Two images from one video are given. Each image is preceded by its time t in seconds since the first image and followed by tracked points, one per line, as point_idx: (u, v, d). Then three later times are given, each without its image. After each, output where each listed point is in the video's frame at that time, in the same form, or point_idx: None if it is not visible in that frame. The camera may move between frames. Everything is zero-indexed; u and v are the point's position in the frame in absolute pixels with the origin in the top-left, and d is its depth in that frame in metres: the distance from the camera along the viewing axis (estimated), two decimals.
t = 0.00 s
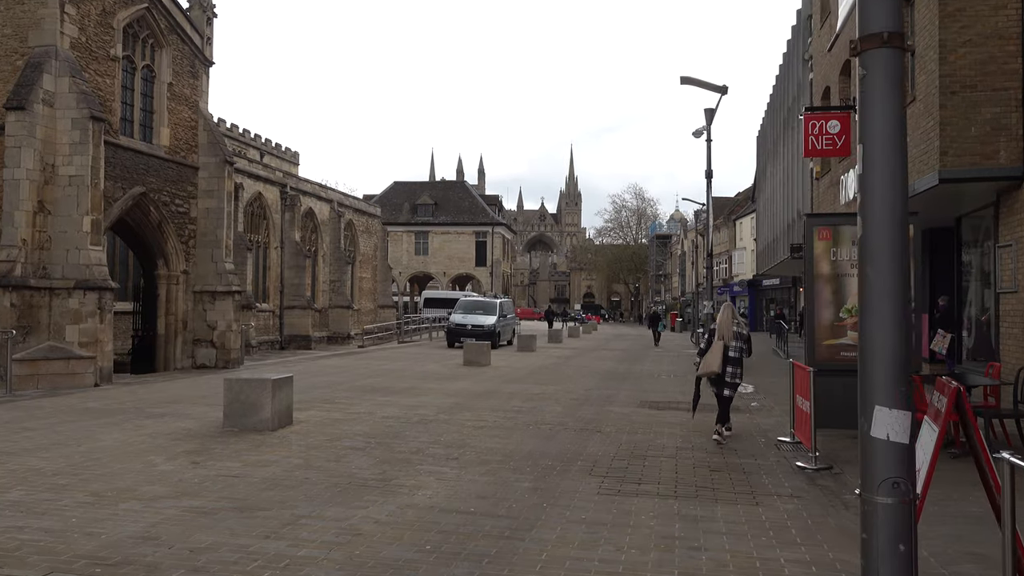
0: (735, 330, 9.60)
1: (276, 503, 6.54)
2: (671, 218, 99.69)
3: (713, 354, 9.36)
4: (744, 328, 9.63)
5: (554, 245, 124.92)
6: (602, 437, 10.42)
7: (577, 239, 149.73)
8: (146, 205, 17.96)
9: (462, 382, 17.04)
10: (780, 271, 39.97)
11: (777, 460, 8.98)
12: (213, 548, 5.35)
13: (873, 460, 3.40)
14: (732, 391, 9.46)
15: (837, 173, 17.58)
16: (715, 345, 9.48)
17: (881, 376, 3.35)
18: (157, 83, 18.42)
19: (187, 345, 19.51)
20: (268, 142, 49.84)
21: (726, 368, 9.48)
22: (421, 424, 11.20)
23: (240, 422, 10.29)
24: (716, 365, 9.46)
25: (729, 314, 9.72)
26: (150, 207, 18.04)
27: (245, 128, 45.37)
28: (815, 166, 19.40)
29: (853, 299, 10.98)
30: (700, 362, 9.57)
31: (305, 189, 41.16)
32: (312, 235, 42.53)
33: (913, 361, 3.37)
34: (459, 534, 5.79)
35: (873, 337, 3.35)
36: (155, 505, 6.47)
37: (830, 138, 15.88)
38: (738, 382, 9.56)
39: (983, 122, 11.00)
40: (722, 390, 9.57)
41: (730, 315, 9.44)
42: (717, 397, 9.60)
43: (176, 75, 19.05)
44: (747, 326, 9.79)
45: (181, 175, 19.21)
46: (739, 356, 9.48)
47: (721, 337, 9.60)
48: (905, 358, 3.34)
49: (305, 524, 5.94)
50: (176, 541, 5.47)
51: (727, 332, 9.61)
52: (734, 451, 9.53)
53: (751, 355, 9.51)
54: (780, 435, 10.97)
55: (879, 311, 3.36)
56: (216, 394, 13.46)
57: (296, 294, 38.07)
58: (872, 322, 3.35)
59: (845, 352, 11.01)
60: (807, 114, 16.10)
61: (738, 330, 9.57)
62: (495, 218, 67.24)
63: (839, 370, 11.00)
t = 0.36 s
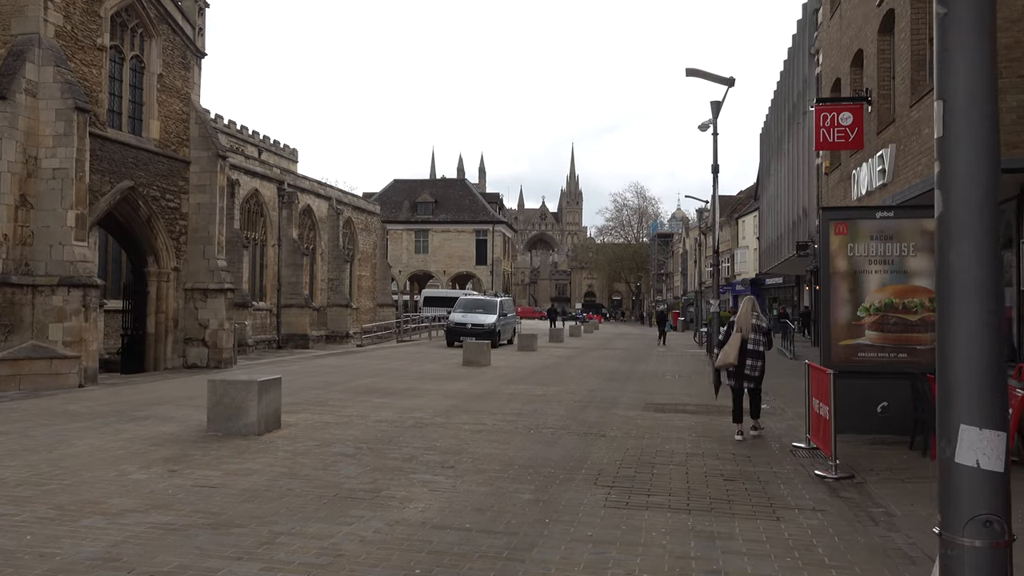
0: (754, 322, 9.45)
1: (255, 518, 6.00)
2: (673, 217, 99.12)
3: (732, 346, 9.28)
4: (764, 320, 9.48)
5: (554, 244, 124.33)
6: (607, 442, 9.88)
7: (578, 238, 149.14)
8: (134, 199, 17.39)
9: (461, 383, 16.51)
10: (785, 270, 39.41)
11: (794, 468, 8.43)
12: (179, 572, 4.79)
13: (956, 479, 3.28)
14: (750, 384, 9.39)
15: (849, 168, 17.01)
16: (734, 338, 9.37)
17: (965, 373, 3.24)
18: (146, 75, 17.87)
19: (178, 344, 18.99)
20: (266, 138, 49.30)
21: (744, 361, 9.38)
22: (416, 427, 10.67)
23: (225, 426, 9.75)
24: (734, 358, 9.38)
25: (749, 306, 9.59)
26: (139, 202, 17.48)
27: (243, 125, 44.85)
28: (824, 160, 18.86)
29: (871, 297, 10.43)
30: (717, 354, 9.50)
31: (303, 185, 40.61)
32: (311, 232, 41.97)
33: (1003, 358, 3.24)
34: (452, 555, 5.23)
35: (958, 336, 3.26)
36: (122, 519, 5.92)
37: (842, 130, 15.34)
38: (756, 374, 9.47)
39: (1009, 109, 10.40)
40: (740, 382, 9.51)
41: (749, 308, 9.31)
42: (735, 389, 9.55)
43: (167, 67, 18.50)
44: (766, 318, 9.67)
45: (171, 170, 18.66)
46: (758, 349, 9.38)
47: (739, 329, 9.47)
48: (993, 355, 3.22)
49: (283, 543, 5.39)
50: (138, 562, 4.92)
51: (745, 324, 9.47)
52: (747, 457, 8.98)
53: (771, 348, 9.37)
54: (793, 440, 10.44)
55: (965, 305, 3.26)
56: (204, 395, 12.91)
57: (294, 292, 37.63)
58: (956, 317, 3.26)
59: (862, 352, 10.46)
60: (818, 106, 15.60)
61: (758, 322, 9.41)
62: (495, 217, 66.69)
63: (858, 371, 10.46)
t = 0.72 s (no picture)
0: (775, 320, 9.41)
1: (221, 536, 5.46)
2: (673, 214, 98.55)
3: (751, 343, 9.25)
4: (785, 319, 9.43)
5: (554, 241, 123.72)
6: (608, 447, 9.32)
7: (578, 236, 148.56)
8: (119, 193, 16.83)
9: (456, 383, 15.96)
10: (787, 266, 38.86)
11: (808, 474, 7.87)
12: None
13: None
14: (770, 382, 9.29)
15: (857, 160, 16.46)
16: (754, 335, 9.36)
17: None
18: (132, 66, 17.32)
19: (166, 343, 18.46)
20: (262, 135, 48.71)
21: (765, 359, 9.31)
22: (406, 431, 10.12)
23: (203, 430, 9.22)
24: (755, 355, 9.34)
25: (770, 305, 9.60)
26: (124, 196, 16.92)
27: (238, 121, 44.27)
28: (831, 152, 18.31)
29: (886, 292, 9.89)
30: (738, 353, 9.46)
31: (299, 182, 40.05)
32: (306, 229, 41.37)
33: None
34: None
35: None
36: (75, 538, 5.38)
37: (851, 120, 14.81)
38: (778, 373, 9.37)
39: None
40: (762, 381, 9.43)
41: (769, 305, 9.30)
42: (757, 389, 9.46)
43: (153, 57, 17.93)
44: (789, 317, 9.63)
45: (158, 164, 18.10)
46: (779, 347, 9.29)
47: (760, 327, 9.45)
48: None
49: (248, 566, 4.86)
50: None
51: (766, 323, 9.44)
52: (758, 463, 8.43)
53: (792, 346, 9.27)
54: (804, 442, 9.90)
55: None
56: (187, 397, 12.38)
57: (289, 290, 37.10)
58: None
59: (877, 351, 9.89)
60: (826, 95, 15.06)
61: (779, 320, 9.37)
62: (494, 214, 66.12)
63: (873, 370, 9.88)
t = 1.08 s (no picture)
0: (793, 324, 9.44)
1: (182, 559, 4.90)
2: (673, 212, 97.98)
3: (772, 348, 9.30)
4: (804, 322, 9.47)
5: (553, 239, 123.10)
6: (610, 453, 8.79)
7: (578, 234, 147.94)
8: (104, 186, 16.26)
9: (452, 383, 15.42)
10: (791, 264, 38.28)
11: (826, 486, 7.33)
12: None
13: None
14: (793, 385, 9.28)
15: (867, 153, 15.90)
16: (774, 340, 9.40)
17: None
18: (117, 55, 16.76)
19: (154, 342, 17.92)
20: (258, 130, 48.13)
21: (786, 363, 9.32)
22: (397, 436, 9.58)
23: (179, 436, 8.68)
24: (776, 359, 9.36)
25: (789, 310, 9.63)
26: (110, 190, 16.36)
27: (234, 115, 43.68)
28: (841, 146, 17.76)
29: (904, 290, 9.34)
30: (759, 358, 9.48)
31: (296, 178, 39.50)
32: (303, 226, 40.79)
33: None
34: None
35: None
36: (18, 561, 4.83)
37: (862, 111, 14.27)
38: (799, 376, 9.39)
39: None
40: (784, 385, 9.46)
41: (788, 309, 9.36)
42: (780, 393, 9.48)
43: (140, 46, 17.38)
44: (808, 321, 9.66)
45: (145, 156, 17.54)
46: (799, 350, 9.31)
47: (780, 332, 9.48)
48: None
49: None
50: None
51: (786, 327, 9.48)
52: (772, 471, 7.89)
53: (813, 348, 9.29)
54: (819, 449, 9.36)
55: None
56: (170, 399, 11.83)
57: (285, 288, 36.55)
58: None
59: (895, 352, 9.35)
60: (836, 85, 14.52)
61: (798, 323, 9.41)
62: (493, 211, 65.54)
63: (893, 372, 9.33)
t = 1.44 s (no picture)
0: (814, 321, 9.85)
1: None
2: (673, 210, 97.36)
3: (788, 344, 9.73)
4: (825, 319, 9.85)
5: (554, 237, 122.50)
6: (616, 462, 8.27)
7: (578, 232, 147.34)
8: (89, 181, 15.69)
9: (450, 385, 14.90)
10: (794, 262, 37.74)
11: (849, 501, 6.82)
12: None
13: None
14: (810, 381, 9.77)
15: (881, 147, 15.33)
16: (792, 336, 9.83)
17: None
18: (104, 44, 16.21)
19: (143, 341, 17.39)
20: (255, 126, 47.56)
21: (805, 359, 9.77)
22: (389, 443, 9.05)
23: (157, 443, 8.15)
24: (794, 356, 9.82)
25: (811, 306, 10.02)
26: (95, 185, 15.79)
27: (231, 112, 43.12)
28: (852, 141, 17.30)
29: (928, 290, 8.83)
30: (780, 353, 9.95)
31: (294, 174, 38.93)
32: (300, 224, 40.24)
33: None
34: None
35: None
36: None
37: (876, 103, 13.73)
38: (818, 373, 9.85)
39: None
40: (803, 380, 9.93)
41: (809, 307, 9.77)
42: (798, 387, 9.97)
43: (128, 37, 16.82)
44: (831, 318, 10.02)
45: (133, 151, 16.97)
46: (819, 347, 9.74)
47: (800, 328, 9.90)
48: None
49: None
50: None
51: (806, 324, 9.90)
52: (790, 484, 7.38)
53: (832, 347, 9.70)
54: (835, 457, 8.86)
55: None
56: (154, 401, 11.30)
57: (282, 286, 35.99)
58: None
59: (917, 357, 8.82)
60: (849, 76, 13.97)
61: (818, 321, 9.81)
62: (493, 209, 64.91)
63: (914, 378, 8.78)
